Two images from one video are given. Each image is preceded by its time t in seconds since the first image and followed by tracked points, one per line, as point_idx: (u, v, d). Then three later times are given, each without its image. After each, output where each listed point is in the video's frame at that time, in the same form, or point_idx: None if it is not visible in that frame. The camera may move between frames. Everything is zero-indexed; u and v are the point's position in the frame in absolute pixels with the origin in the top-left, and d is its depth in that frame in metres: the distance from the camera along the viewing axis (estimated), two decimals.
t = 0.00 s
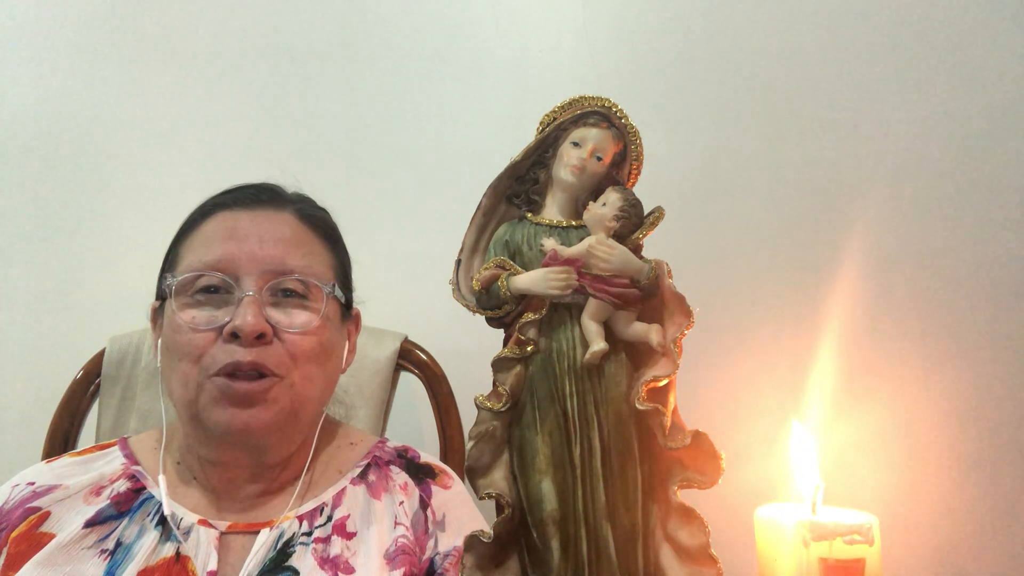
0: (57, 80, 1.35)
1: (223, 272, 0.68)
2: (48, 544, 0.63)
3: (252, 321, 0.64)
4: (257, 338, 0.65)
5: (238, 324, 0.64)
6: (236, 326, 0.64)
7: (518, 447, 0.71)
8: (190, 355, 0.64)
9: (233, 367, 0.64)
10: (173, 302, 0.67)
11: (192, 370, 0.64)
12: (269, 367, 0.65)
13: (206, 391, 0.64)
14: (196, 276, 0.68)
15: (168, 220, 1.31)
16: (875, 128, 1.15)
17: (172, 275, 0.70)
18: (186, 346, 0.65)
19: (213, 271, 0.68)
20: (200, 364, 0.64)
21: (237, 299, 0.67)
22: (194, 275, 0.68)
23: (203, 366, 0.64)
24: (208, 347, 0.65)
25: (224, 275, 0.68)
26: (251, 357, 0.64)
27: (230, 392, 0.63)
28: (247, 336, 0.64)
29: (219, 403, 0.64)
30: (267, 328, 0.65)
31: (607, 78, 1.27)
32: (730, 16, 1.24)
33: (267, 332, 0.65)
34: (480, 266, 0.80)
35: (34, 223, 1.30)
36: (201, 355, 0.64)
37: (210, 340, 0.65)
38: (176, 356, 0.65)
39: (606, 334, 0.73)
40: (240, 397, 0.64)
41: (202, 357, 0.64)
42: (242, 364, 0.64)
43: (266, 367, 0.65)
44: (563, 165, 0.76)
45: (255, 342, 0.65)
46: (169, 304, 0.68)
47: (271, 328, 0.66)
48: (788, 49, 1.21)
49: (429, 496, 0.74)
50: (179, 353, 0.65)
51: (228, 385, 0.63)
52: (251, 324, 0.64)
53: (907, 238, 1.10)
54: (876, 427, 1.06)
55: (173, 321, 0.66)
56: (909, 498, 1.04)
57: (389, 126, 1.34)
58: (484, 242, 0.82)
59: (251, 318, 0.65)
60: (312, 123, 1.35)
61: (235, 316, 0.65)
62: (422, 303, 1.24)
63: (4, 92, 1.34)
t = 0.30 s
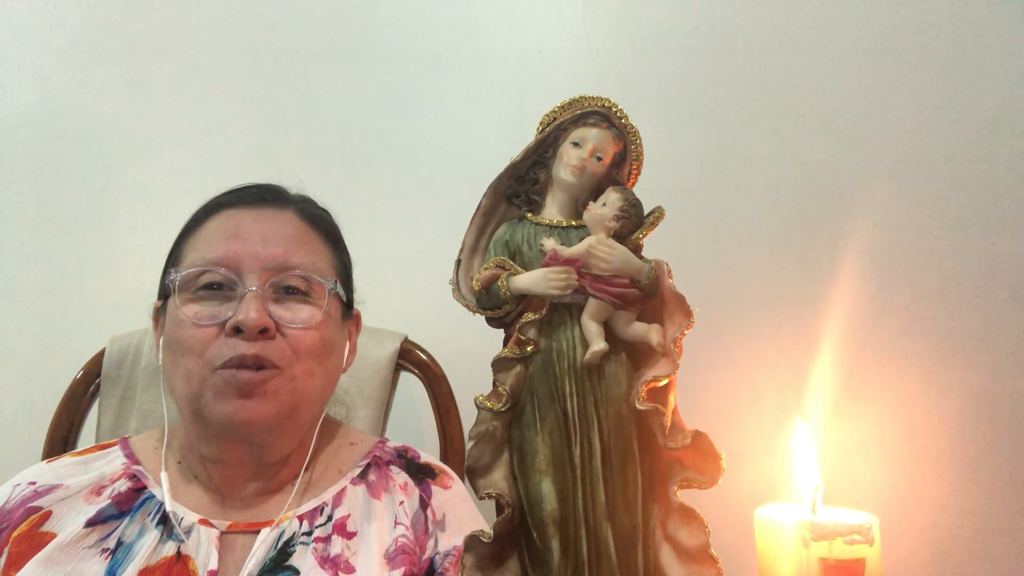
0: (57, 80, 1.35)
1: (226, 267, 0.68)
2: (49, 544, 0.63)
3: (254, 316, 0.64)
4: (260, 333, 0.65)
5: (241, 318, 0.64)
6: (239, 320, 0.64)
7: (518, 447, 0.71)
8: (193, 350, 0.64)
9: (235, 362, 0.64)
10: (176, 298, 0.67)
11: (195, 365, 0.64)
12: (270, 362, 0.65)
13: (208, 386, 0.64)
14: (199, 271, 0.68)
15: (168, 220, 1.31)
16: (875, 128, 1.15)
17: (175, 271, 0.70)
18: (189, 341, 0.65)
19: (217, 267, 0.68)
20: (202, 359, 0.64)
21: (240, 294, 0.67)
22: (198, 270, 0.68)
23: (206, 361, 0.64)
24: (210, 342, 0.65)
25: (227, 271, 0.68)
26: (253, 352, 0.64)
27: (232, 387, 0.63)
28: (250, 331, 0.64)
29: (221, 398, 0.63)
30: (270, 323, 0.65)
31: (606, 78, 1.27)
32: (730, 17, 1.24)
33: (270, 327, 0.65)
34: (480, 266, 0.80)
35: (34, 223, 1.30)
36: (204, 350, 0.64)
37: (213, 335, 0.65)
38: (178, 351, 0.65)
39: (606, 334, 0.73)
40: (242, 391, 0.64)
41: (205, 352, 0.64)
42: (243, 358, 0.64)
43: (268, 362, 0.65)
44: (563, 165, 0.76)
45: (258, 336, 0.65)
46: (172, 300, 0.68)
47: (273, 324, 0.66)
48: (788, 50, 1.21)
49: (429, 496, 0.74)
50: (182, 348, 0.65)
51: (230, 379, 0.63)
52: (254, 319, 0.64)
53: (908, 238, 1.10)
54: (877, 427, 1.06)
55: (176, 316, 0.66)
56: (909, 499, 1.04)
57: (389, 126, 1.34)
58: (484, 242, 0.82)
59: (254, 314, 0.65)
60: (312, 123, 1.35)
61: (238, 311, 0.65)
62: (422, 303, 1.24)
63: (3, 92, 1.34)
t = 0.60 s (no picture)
0: (58, 79, 1.35)
1: (226, 268, 0.68)
2: (48, 544, 0.63)
3: (254, 316, 0.64)
4: (260, 334, 0.65)
5: (241, 319, 0.64)
6: (239, 321, 0.64)
7: (518, 447, 0.71)
8: (193, 351, 0.64)
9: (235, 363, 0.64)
10: (177, 298, 0.67)
11: (195, 365, 0.64)
12: (270, 362, 0.65)
13: (208, 386, 0.64)
14: (199, 271, 0.68)
15: (168, 220, 1.31)
16: (875, 128, 1.15)
17: (176, 271, 0.70)
18: (188, 341, 0.65)
19: (217, 267, 0.68)
20: (202, 359, 0.64)
21: (240, 294, 0.67)
22: (198, 270, 0.68)
23: (206, 361, 0.64)
24: (210, 342, 0.65)
25: (227, 271, 0.68)
26: (254, 352, 0.64)
27: (232, 387, 0.63)
28: (250, 331, 0.64)
29: (221, 398, 0.63)
30: (269, 323, 0.65)
31: (607, 78, 1.27)
32: (730, 17, 1.24)
33: (270, 327, 0.65)
34: (480, 266, 0.80)
35: (34, 223, 1.30)
36: (204, 350, 0.64)
37: (213, 335, 0.65)
38: (178, 351, 0.65)
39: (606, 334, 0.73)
40: (242, 392, 0.64)
41: (205, 352, 0.64)
42: (243, 358, 0.64)
43: (268, 362, 0.65)
44: (563, 166, 0.76)
45: (258, 336, 0.65)
46: (172, 300, 0.68)
47: (273, 324, 0.66)
48: (788, 50, 1.21)
49: (428, 496, 0.74)
50: (182, 348, 0.65)
51: (230, 380, 0.63)
52: (254, 319, 0.64)
53: (908, 238, 1.10)
54: (877, 427, 1.06)
55: (176, 316, 0.66)
56: (909, 499, 1.04)
57: (390, 126, 1.34)
58: (484, 242, 0.82)
59: (254, 314, 0.64)
60: (312, 123, 1.35)
61: (238, 311, 0.65)
62: (422, 304, 1.24)
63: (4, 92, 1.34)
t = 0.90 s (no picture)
0: (58, 79, 1.35)
1: (225, 271, 0.68)
2: (48, 544, 0.63)
3: (253, 321, 0.64)
4: (259, 338, 0.65)
5: (240, 323, 0.64)
6: (237, 326, 0.64)
7: (518, 446, 0.71)
8: (192, 356, 0.64)
9: (234, 368, 0.64)
10: (175, 302, 0.67)
11: (194, 370, 0.64)
12: (270, 367, 0.65)
13: (208, 391, 0.64)
14: (198, 275, 0.68)
15: (168, 220, 1.31)
16: (874, 127, 1.15)
17: (174, 274, 0.70)
18: (188, 345, 0.65)
19: (215, 270, 0.68)
20: (202, 364, 0.64)
21: (239, 299, 0.67)
22: (196, 274, 0.67)
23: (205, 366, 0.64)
24: (210, 347, 0.65)
25: (226, 275, 0.68)
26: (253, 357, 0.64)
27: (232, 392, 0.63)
28: (249, 336, 0.64)
29: (221, 403, 0.63)
30: (268, 328, 0.65)
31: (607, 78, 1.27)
32: (730, 17, 1.24)
33: (269, 332, 0.65)
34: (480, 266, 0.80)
35: (34, 223, 1.30)
36: (204, 355, 0.64)
37: (212, 339, 0.65)
38: (177, 356, 0.65)
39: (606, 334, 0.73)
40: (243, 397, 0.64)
41: (204, 357, 0.64)
42: (243, 363, 0.64)
43: (268, 367, 0.65)
44: (563, 165, 0.76)
45: (257, 341, 0.65)
46: (171, 303, 0.68)
47: (273, 328, 0.66)
48: (788, 49, 1.21)
49: (428, 495, 0.74)
50: (181, 353, 0.65)
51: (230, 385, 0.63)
52: (254, 324, 0.64)
53: (908, 238, 1.10)
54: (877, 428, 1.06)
55: (175, 320, 0.66)
56: (909, 499, 1.04)
57: (390, 126, 1.34)
58: (484, 242, 0.82)
59: (253, 319, 0.64)
60: (312, 123, 1.35)
61: (237, 316, 0.65)
62: (422, 304, 1.24)
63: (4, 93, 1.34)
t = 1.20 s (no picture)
0: (57, 79, 1.35)
1: (228, 265, 0.68)
2: (49, 544, 0.63)
3: (258, 312, 0.64)
4: (264, 330, 0.65)
5: (245, 315, 0.64)
6: (242, 317, 0.64)
7: (518, 446, 0.71)
8: (196, 349, 0.64)
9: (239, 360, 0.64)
10: (178, 296, 0.67)
11: (199, 363, 0.64)
12: (275, 358, 0.65)
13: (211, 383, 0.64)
14: (200, 269, 0.68)
15: (168, 220, 1.31)
16: (875, 127, 1.15)
17: (175, 270, 0.70)
18: (191, 338, 0.65)
19: (218, 264, 0.68)
20: (206, 356, 0.64)
21: (243, 291, 0.67)
22: (199, 268, 0.68)
23: (209, 359, 0.64)
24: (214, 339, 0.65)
25: (228, 268, 0.68)
26: (258, 348, 0.64)
27: (237, 383, 0.63)
28: (254, 327, 0.64)
29: (227, 395, 0.63)
30: (273, 320, 0.65)
31: (607, 78, 1.26)
32: (730, 16, 1.24)
33: (274, 323, 0.65)
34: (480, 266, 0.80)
35: (34, 223, 1.30)
36: (208, 348, 0.64)
37: (216, 332, 0.65)
38: (180, 349, 0.65)
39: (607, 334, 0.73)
40: (248, 389, 0.64)
41: (209, 350, 0.64)
42: (247, 354, 0.64)
43: (273, 359, 0.65)
44: (563, 166, 0.76)
45: (261, 333, 0.65)
46: (173, 298, 0.68)
47: (277, 320, 0.66)
48: (788, 49, 1.21)
49: (428, 496, 0.74)
50: (185, 347, 0.65)
51: (235, 376, 0.63)
52: (258, 315, 0.64)
53: (908, 238, 1.10)
54: (877, 427, 1.06)
55: (178, 314, 0.66)
56: (909, 499, 1.04)
57: (390, 125, 1.34)
58: (484, 242, 0.82)
59: (257, 310, 0.65)
60: (312, 122, 1.35)
61: (240, 308, 0.65)
62: (422, 304, 1.24)
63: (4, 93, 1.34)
